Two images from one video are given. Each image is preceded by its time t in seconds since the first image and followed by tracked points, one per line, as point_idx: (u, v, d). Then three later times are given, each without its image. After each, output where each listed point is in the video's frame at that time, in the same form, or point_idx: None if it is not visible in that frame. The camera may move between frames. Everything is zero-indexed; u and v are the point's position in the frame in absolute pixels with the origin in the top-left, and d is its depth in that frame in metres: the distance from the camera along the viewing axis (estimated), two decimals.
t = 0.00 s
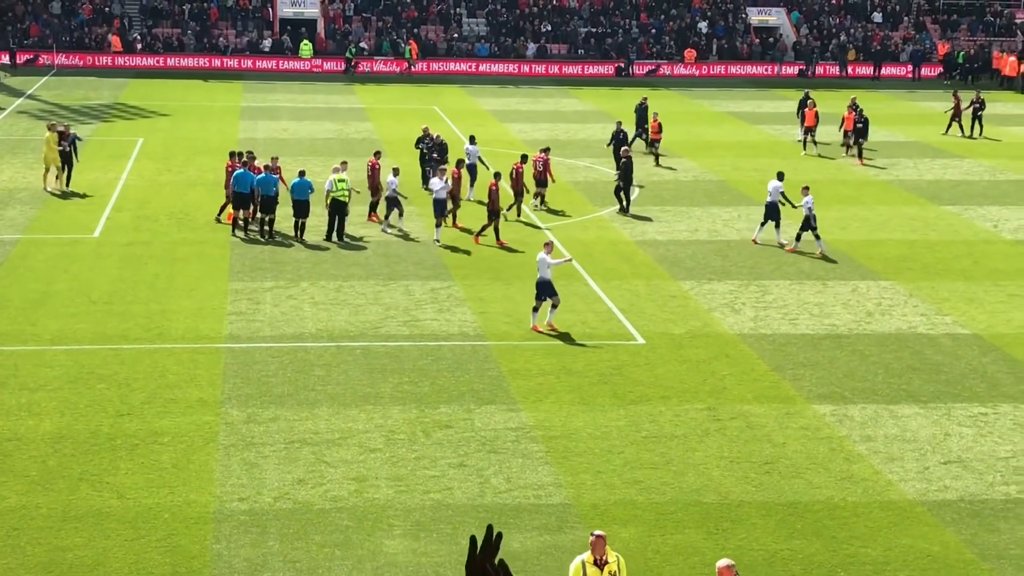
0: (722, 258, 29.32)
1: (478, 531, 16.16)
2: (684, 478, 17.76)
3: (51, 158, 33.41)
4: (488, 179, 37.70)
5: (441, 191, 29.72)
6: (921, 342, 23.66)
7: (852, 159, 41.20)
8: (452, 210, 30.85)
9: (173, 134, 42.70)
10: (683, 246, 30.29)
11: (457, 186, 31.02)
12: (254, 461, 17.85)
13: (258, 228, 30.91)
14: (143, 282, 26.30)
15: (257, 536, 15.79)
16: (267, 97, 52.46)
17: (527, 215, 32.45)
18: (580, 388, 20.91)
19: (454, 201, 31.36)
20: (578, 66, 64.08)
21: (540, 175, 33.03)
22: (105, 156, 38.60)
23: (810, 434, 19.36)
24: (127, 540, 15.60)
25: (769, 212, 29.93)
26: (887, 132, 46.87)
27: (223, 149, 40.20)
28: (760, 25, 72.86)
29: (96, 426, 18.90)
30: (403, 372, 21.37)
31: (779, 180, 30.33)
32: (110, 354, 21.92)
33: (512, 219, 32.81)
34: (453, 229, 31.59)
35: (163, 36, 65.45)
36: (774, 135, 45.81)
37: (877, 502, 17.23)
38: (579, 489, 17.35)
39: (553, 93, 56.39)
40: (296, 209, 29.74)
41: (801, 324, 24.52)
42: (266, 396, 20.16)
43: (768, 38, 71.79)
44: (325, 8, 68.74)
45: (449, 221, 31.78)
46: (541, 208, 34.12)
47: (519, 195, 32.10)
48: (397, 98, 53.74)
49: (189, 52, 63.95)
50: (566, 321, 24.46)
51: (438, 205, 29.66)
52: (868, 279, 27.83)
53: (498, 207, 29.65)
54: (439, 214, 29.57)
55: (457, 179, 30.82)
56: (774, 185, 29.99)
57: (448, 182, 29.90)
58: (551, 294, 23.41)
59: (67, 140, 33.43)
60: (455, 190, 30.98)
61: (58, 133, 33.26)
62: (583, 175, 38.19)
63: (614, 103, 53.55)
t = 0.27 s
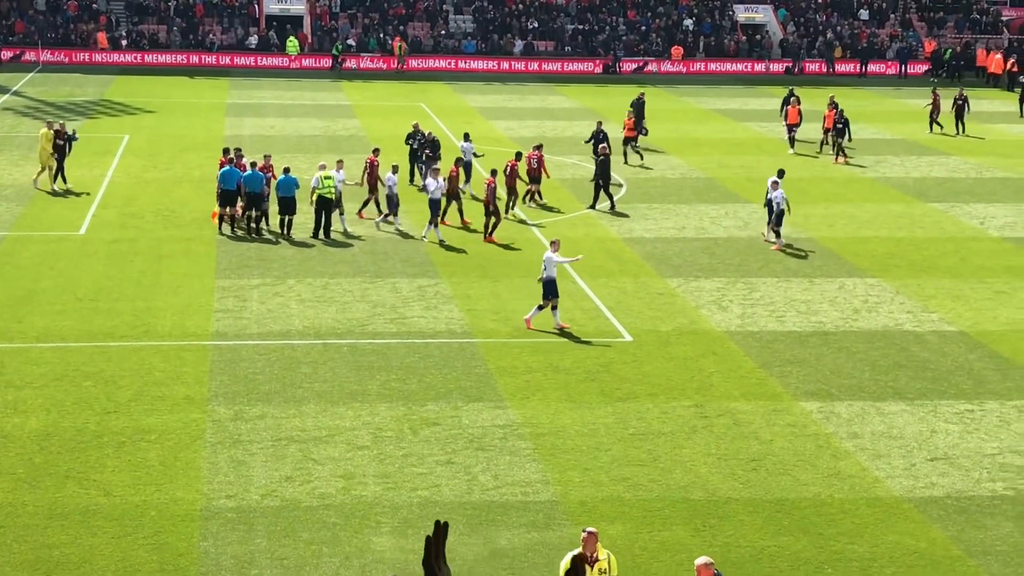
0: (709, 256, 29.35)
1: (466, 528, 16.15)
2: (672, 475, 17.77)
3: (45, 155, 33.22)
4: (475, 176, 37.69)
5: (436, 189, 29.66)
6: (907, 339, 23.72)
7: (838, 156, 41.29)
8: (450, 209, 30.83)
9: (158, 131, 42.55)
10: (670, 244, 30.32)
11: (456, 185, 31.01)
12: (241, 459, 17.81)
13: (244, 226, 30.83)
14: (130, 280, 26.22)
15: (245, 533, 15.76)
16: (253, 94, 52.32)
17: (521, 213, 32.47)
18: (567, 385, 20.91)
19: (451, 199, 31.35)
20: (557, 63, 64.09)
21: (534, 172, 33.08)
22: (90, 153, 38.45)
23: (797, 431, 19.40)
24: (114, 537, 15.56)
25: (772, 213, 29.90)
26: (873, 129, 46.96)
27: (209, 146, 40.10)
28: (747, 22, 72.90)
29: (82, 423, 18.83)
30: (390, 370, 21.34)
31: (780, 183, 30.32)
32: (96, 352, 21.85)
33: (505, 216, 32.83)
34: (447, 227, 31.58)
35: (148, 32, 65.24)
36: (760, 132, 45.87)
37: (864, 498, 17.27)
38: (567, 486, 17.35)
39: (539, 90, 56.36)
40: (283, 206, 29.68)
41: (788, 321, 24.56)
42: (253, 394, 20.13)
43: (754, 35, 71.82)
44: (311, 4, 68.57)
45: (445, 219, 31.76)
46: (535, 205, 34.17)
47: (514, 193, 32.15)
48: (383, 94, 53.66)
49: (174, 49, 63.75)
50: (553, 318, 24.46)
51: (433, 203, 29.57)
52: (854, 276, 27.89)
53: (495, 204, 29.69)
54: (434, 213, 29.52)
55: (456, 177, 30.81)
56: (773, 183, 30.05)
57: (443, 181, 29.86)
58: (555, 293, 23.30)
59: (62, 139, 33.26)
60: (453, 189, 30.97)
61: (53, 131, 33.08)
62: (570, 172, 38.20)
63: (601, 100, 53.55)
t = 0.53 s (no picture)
0: (694, 251, 29.39)
1: (451, 523, 16.15)
2: (656, 470, 17.80)
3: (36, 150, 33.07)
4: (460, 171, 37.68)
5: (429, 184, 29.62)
6: (891, 334, 23.81)
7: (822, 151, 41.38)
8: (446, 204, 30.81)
9: (142, 126, 42.42)
10: (654, 239, 30.36)
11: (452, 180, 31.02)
12: (225, 454, 17.78)
13: (228, 221, 30.75)
14: (114, 275, 26.14)
15: (229, 528, 15.74)
16: (237, 88, 52.21)
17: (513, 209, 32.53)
18: (552, 380, 20.94)
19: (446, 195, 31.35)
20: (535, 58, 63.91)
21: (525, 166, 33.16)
22: (74, 148, 38.33)
23: (781, 425, 19.45)
24: (98, 533, 15.52)
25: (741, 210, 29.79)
26: (857, 125, 47.09)
27: (193, 141, 40.01)
28: (731, 18, 73.02)
29: (66, 418, 18.78)
30: (374, 365, 21.32)
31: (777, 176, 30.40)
32: (80, 346, 21.79)
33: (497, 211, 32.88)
34: (438, 222, 31.60)
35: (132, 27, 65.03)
36: (745, 128, 45.93)
37: (847, 493, 17.33)
38: (551, 481, 17.37)
39: (524, 85, 56.34)
40: (267, 201, 29.62)
41: (772, 316, 24.62)
42: (238, 389, 20.09)
43: (739, 30, 71.89)
44: None
45: (440, 214, 31.78)
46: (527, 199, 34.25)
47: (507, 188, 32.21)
48: (368, 89, 53.59)
49: (158, 44, 63.54)
50: (537, 313, 24.47)
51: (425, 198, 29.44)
52: (838, 271, 27.96)
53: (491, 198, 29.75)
54: (428, 207, 29.49)
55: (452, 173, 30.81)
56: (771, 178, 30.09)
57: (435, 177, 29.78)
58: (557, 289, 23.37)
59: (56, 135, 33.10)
60: (449, 184, 30.98)
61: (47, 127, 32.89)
62: (555, 168, 38.23)
63: (585, 95, 53.57)
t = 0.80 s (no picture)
0: (678, 245, 29.42)
1: (435, 517, 16.15)
2: (640, 464, 17.82)
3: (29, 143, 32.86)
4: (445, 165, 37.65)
5: (423, 179, 29.57)
6: (874, 328, 23.88)
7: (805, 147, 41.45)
8: (440, 198, 30.79)
9: (125, 120, 42.26)
10: (639, 234, 30.38)
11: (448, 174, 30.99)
12: (208, 448, 17.74)
13: (211, 215, 30.68)
14: (96, 269, 26.05)
15: (212, 523, 15.72)
16: (221, 82, 52.05)
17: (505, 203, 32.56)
18: (536, 375, 20.94)
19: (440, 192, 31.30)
20: (515, 52, 63.66)
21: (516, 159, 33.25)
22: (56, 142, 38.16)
23: (764, 420, 19.49)
24: (80, 527, 15.47)
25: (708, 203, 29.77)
26: (840, 120, 47.19)
27: (176, 135, 39.88)
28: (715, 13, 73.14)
29: (48, 413, 18.71)
30: (358, 359, 21.30)
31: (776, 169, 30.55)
32: (62, 341, 21.72)
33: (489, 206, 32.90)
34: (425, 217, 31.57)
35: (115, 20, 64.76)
36: (729, 123, 45.98)
37: (830, 487, 17.38)
38: (535, 475, 17.38)
39: (508, 80, 56.29)
40: (250, 195, 29.55)
41: (755, 311, 24.67)
42: (221, 383, 20.05)
43: (723, 26, 71.95)
44: None
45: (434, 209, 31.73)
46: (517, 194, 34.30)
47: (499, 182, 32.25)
48: (352, 83, 53.48)
49: (141, 37, 63.30)
50: (522, 308, 24.46)
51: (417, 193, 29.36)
52: (821, 266, 28.02)
53: (485, 192, 29.80)
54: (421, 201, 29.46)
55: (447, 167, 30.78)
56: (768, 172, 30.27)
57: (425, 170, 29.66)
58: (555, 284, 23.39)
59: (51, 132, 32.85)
60: (442, 179, 30.99)
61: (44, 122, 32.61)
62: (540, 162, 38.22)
63: (570, 90, 53.54)
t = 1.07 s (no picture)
0: (662, 242, 29.46)
1: (420, 514, 16.16)
2: (624, 460, 17.85)
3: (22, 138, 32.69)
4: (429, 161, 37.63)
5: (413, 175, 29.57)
6: (857, 324, 23.96)
7: (789, 143, 41.55)
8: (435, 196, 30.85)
9: (109, 116, 42.13)
10: (623, 231, 30.42)
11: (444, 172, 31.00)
12: (192, 445, 17.72)
13: (195, 211, 30.61)
14: (80, 265, 25.97)
15: (196, 520, 15.69)
16: (204, 79, 51.92)
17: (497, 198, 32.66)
18: (520, 371, 20.95)
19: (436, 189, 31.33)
20: (491, 48, 63.49)
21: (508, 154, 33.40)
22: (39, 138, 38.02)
23: (747, 416, 19.54)
24: (64, 524, 15.44)
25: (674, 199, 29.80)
26: (824, 117, 47.31)
27: (159, 131, 39.77)
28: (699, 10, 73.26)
29: (31, 410, 18.66)
30: (342, 356, 21.29)
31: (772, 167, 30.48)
32: (45, 337, 21.65)
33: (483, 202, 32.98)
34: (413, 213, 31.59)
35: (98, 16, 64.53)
36: (713, 120, 46.05)
37: (813, 483, 17.43)
38: (519, 471, 17.39)
39: (492, 76, 56.28)
40: (234, 192, 29.50)
41: (739, 307, 24.73)
42: (204, 380, 20.01)
43: (707, 22, 72.03)
44: None
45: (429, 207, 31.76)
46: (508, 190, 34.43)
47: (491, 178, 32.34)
48: (336, 80, 53.40)
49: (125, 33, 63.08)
50: (506, 304, 24.48)
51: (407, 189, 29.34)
52: (805, 262, 28.10)
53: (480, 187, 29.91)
54: (413, 198, 29.50)
55: (442, 164, 30.81)
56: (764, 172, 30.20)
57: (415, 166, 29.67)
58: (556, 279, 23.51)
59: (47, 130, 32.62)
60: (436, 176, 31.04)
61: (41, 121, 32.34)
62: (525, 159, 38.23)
63: (555, 86, 53.55)
